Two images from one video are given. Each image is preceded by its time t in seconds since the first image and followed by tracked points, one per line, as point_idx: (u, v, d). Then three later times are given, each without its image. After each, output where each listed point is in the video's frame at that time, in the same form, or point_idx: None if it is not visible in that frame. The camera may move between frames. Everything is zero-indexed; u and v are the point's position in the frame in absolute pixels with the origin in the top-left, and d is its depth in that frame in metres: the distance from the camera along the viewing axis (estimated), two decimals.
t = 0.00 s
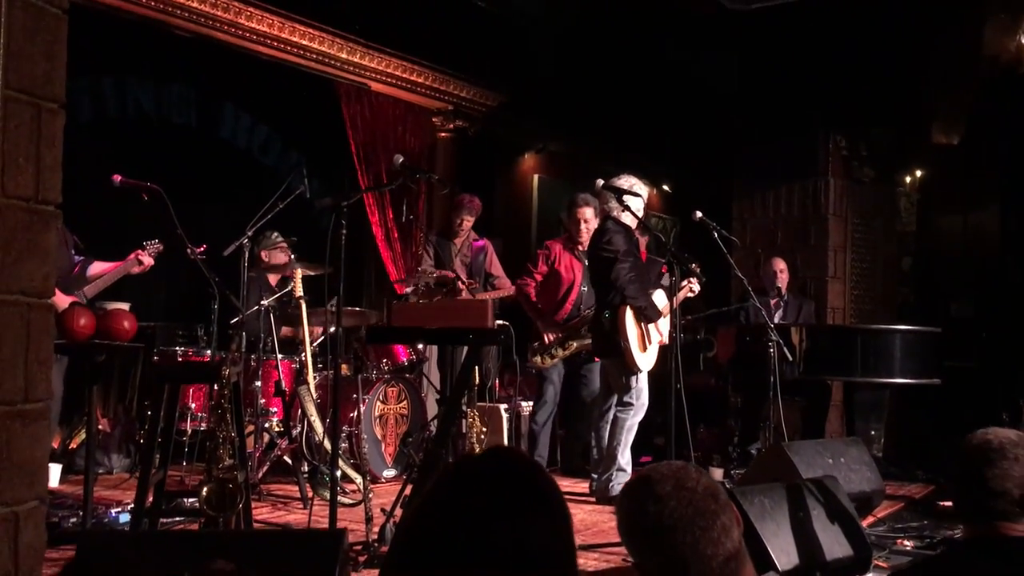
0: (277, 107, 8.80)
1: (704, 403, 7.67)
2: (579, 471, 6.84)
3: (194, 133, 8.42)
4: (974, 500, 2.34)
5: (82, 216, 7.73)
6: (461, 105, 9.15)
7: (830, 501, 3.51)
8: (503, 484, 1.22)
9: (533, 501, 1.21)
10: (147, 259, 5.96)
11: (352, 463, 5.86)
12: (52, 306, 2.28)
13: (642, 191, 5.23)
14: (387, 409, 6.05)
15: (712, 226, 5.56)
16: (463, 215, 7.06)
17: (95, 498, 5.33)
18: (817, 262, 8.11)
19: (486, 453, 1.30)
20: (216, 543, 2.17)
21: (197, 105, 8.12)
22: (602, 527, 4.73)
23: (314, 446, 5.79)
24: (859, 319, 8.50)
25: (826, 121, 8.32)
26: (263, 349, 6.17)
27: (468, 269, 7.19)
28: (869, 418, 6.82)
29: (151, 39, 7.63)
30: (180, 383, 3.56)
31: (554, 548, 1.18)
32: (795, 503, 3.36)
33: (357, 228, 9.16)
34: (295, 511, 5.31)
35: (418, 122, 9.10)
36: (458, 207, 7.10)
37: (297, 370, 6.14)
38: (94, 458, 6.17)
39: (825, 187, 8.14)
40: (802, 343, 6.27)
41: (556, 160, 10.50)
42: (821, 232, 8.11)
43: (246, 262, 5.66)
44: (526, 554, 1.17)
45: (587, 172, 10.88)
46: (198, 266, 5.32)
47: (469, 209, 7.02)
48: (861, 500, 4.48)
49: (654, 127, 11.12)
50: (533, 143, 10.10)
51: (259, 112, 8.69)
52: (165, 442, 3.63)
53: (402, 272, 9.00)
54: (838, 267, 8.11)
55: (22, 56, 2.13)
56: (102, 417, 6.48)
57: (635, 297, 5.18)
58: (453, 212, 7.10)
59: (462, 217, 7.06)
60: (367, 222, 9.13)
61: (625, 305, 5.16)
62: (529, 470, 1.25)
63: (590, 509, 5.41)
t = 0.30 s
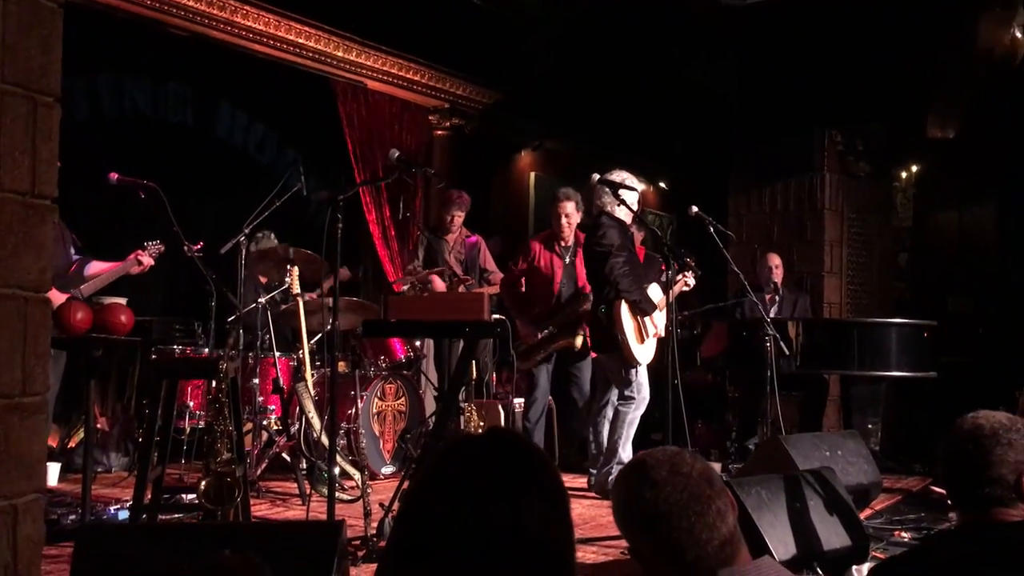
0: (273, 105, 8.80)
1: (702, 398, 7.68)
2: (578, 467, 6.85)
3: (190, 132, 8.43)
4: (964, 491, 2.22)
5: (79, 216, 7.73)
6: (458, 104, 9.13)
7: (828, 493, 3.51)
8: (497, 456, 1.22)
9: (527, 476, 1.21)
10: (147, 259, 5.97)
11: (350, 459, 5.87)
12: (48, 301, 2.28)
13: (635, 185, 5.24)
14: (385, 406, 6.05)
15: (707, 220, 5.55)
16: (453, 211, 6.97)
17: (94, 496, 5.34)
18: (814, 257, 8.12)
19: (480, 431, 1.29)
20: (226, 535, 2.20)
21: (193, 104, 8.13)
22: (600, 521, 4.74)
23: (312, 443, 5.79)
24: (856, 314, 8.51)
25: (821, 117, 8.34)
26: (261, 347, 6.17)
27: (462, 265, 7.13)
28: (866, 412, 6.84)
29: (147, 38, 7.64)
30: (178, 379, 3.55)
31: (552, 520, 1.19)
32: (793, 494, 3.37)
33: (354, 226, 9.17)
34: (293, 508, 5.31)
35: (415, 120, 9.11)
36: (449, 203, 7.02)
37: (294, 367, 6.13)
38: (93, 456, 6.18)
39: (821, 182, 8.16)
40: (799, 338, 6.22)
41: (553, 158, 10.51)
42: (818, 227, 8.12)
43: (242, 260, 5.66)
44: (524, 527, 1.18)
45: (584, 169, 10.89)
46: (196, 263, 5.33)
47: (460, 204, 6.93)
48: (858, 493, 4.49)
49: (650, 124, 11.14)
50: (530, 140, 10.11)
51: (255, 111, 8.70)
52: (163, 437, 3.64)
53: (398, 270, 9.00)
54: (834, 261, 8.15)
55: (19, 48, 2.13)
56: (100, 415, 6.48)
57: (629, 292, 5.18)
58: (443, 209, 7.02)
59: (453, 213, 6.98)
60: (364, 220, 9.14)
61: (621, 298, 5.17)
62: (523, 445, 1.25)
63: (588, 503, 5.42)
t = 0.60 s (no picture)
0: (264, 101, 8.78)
1: (697, 388, 7.69)
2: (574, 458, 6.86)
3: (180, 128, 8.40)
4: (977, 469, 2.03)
5: (71, 213, 7.71)
6: (449, 98, 9.07)
7: (822, 478, 3.52)
8: (490, 435, 1.16)
9: (520, 454, 1.16)
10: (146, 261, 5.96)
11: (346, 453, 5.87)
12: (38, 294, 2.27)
13: (628, 175, 5.22)
14: (379, 400, 6.10)
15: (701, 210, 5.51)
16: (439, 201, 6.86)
17: (88, 494, 5.33)
18: (807, 247, 8.13)
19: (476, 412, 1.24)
20: (210, 529, 1.89)
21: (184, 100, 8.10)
22: (596, 512, 4.75)
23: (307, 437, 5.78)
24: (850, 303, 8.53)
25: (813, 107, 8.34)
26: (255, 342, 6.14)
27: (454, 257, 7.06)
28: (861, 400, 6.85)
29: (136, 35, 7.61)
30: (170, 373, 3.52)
31: (543, 503, 1.14)
32: (787, 480, 3.38)
33: (347, 221, 9.15)
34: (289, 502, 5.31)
35: (406, 114, 9.04)
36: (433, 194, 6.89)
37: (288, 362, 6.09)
38: (87, 453, 6.16)
39: (814, 172, 8.17)
40: (791, 326, 6.26)
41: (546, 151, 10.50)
42: (811, 218, 8.13)
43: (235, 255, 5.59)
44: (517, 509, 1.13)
45: (577, 162, 10.88)
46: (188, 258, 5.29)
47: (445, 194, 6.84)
48: (853, 480, 4.49)
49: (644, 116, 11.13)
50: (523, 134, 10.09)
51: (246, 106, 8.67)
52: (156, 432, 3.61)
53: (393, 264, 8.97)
54: (826, 252, 8.16)
55: (4, 37, 2.12)
56: (94, 413, 6.47)
57: (624, 281, 5.19)
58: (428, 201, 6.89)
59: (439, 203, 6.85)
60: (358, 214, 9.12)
61: (616, 287, 5.19)
62: (517, 425, 1.19)
63: (584, 494, 5.41)
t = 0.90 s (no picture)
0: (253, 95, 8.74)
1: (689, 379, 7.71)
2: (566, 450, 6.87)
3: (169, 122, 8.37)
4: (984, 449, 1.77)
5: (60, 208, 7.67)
6: (440, 91, 9.04)
7: (814, 466, 3.53)
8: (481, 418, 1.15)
9: (513, 437, 1.15)
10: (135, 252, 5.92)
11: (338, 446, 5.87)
12: (25, 285, 2.26)
13: (622, 166, 5.21)
14: (371, 393, 6.06)
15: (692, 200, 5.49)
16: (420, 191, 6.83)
17: (78, 488, 5.32)
18: (798, 238, 8.16)
19: (465, 395, 1.23)
20: (195, 515, 1.87)
21: (173, 93, 8.07)
22: (587, 502, 4.76)
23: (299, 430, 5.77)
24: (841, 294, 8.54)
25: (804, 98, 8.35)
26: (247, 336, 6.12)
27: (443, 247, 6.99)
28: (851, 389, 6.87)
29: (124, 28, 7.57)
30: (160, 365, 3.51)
31: (536, 484, 1.13)
32: (777, 469, 3.39)
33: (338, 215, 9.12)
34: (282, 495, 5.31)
35: (397, 107, 9.03)
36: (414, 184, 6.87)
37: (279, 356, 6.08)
38: (77, 448, 6.13)
39: (805, 163, 8.18)
40: (782, 316, 6.27)
41: (537, 144, 10.48)
42: (802, 209, 8.15)
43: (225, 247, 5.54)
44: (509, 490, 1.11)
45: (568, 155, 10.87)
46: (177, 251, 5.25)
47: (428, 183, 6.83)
48: (844, 469, 4.49)
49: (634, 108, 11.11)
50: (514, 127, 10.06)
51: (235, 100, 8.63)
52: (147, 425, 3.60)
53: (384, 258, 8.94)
54: (817, 243, 8.17)
55: None
56: (84, 408, 6.44)
57: (614, 273, 5.21)
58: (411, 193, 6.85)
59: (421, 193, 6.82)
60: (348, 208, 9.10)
61: (605, 279, 5.20)
62: (506, 408, 1.18)
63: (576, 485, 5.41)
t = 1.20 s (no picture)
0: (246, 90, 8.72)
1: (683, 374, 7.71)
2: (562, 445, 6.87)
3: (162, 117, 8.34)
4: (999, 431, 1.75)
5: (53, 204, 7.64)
6: (435, 87, 9.03)
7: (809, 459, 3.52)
8: (475, 399, 1.14)
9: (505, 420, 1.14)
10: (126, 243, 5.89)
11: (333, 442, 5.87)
12: (17, 278, 2.24)
13: (618, 161, 5.20)
14: (366, 387, 6.08)
15: (686, 196, 5.48)
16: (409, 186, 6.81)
17: (72, 484, 5.31)
18: (792, 233, 8.17)
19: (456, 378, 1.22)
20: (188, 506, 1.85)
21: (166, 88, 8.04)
22: (583, 496, 4.75)
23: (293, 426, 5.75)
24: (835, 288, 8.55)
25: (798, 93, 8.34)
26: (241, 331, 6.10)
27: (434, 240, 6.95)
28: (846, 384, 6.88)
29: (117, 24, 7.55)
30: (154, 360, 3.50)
31: (526, 466, 1.12)
32: (772, 461, 3.39)
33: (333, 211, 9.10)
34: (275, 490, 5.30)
35: (391, 103, 9.01)
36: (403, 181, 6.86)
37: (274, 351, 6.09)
38: (71, 444, 6.12)
39: (799, 158, 8.18)
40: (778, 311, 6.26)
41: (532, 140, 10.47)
42: (796, 204, 8.16)
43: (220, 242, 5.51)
44: (501, 474, 1.11)
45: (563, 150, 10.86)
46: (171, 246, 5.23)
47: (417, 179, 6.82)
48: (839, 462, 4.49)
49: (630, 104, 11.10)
50: (508, 123, 10.03)
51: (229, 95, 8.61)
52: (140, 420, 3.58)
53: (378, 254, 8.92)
54: (811, 237, 8.21)
55: None
56: (78, 404, 6.42)
57: (611, 267, 5.19)
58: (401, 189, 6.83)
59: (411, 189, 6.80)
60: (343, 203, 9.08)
61: (602, 272, 5.18)
62: (495, 389, 1.18)
63: (572, 479, 5.41)
